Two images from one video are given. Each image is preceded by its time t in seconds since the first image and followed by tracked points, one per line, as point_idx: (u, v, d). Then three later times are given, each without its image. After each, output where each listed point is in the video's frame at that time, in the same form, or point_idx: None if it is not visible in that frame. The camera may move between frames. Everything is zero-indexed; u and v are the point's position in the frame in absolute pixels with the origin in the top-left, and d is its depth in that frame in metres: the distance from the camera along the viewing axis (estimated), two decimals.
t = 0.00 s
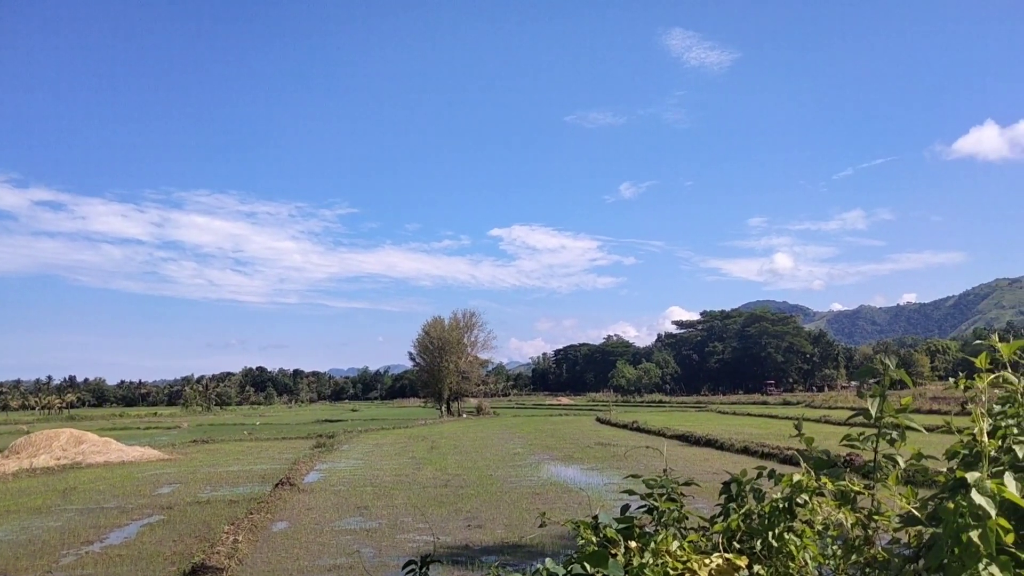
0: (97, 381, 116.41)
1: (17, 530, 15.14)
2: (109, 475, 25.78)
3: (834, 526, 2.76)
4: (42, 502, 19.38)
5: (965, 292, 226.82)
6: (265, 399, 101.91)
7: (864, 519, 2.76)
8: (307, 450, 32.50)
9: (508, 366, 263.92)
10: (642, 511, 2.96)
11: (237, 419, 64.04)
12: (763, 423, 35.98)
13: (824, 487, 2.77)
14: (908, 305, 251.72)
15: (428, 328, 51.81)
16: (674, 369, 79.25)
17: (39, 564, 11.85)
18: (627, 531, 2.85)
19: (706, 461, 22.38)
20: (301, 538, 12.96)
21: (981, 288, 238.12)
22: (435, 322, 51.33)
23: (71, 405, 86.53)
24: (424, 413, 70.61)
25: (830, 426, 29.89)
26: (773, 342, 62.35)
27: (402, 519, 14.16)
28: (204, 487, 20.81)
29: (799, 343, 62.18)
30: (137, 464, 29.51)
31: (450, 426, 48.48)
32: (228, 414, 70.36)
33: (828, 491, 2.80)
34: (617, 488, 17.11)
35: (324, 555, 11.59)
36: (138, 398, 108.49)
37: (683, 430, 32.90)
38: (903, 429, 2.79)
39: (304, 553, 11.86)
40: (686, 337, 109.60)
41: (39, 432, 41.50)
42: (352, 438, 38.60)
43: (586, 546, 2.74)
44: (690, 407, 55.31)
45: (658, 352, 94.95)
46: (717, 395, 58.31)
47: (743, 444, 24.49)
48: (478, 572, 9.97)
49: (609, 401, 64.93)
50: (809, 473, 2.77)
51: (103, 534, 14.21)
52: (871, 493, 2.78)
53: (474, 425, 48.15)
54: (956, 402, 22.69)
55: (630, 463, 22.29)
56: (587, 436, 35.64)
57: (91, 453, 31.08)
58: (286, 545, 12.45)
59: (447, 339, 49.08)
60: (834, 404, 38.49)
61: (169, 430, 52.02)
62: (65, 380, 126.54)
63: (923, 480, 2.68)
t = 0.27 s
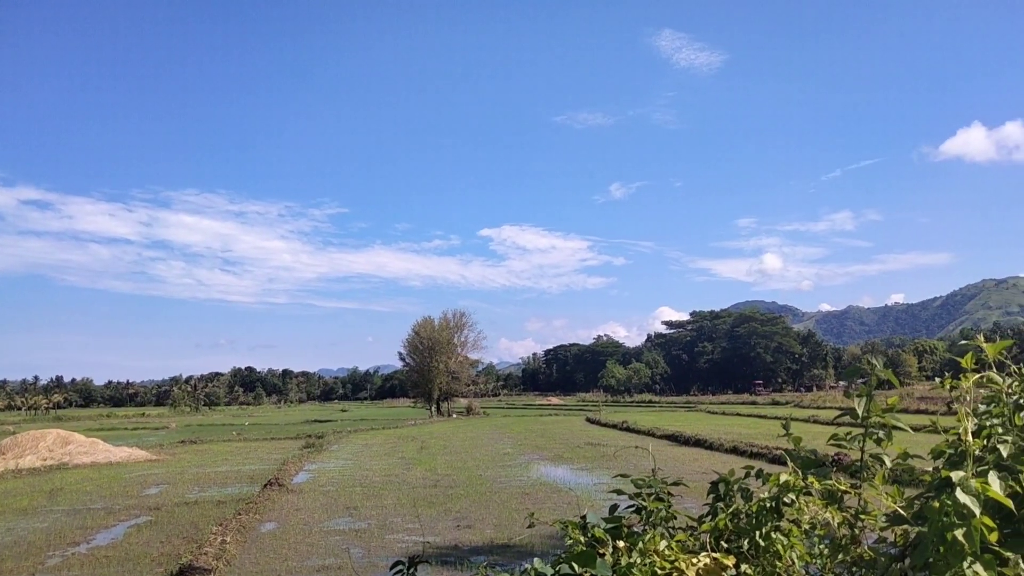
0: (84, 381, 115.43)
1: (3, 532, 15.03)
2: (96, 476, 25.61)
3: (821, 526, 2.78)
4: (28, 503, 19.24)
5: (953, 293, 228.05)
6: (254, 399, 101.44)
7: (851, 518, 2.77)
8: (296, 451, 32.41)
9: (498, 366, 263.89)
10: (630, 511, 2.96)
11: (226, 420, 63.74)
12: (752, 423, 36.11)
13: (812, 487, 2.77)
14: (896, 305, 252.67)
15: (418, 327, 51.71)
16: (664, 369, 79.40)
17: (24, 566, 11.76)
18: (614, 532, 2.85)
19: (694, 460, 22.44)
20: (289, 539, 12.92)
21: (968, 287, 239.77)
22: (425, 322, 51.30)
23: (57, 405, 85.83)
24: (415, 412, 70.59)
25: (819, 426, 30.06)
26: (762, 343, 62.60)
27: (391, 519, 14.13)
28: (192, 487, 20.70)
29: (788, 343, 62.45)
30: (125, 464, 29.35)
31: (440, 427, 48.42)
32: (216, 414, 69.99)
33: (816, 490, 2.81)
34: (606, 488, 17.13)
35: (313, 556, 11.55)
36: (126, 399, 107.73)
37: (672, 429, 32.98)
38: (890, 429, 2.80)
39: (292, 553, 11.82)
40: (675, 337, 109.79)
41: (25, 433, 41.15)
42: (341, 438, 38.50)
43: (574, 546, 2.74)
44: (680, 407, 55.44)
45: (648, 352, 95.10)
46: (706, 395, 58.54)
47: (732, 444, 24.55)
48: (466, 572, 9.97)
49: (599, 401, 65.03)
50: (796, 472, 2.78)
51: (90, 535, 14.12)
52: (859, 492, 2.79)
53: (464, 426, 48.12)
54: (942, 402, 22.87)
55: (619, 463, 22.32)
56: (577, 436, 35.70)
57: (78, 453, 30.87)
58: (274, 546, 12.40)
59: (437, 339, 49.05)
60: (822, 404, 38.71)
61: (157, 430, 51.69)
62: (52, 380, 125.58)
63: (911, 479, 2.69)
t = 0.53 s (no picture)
0: (72, 382, 114.55)
1: None
2: (85, 477, 25.46)
3: (810, 526, 2.79)
4: (16, 504, 19.11)
5: (942, 294, 229.07)
6: (244, 400, 100.94)
7: (840, 518, 2.78)
8: (287, 451, 32.33)
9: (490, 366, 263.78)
10: (620, 511, 2.96)
11: (216, 420, 63.47)
12: (742, 423, 36.22)
13: (800, 487, 2.78)
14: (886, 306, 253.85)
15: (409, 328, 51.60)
16: (655, 369, 79.51)
17: (12, 568, 11.68)
18: (604, 531, 2.85)
19: (685, 460, 22.49)
20: (279, 540, 12.87)
21: (957, 288, 241.37)
22: (416, 322, 51.22)
23: (46, 405, 85.22)
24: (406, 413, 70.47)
25: (809, 426, 30.16)
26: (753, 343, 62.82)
27: (381, 520, 14.10)
28: (182, 488, 20.62)
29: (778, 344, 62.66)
30: (113, 465, 29.19)
31: (431, 427, 48.37)
32: (206, 415, 69.64)
33: (804, 490, 2.82)
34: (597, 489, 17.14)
35: (303, 557, 11.50)
36: (115, 399, 107.03)
37: (663, 430, 33.03)
38: (878, 429, 2.82)
39: (282, 554, 11.79)
40: (666, 337, 109.97)
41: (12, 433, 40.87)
42: (332, 439, 38.39)
43: (564, 547, 2.74)
44: (671, 408, 55.55)
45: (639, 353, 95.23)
46: (697, 395, 58.66)
47: (723, 444, 24.62)
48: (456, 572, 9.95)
49: (590, 402, 65.08)
50: (785, 472, 2.79)
51: (78, 537, 14.04)
52: (847, 492, 2.80)
53: (455, 426, 48.07)
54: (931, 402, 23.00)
55: (610, 463, 22.34)
56: (568, 437, 35.73)
57: (66, 454, 30.68)
58: (264, 547, 12.35)
59: (428, 340, 48.98)
60: (812, 404, 38.86)
61: (145, 431, 51.39)
62: (40, 380, 124.72)
63: (899, 479, 2.71)
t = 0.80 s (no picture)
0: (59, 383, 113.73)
1: None
2: (72, 479, 25.33)
3: (796, 527, 2.80)
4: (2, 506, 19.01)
5: (931, 295, 230.46)
6: (234, 401, 100.53)
7: (827, 519, 2.79)
8: (276, 453, 32.23)
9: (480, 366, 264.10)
10: (609, 513, 2.96)
11: (205, 421, 63.23)
12: (732, 424, 36.41)
13: (786, 488, 2.80)
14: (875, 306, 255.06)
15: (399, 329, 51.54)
16: (645, 370, 79.67)
17: None
18: (593, 533, 2.84)
19: (674, 461, 22.57)
20: (268, 541, 12.85)
21: (945, 289, 242.91)
22: (406, 323, 51.12)
23: (32, 406, 84.61)
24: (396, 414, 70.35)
25: (798, 427, 30.33)
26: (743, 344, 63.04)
27: (370, 521, 14.11)
28: (171, 490, 20.55)
29: (768, 344, 62.92)
30: (101, 467, 29.03)
31: (421, 428, 48.34)
32: (196, 417, 69.35)
33: (791, 492, 2.83)
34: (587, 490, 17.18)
35: (292, 559, 11.48)
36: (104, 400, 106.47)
37: (652, 430, 33.13)
38: (865, 429, 2.83)
39: (271, 556, 11.77)
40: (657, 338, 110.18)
41: None
42: (322, 440, 38.34)
43: (552, 548, 2.74)
44: (661, 408, 55.75)
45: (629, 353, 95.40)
46: (687, 396, 58.85)
47: (712, 445, 24.72)
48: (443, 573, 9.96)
49: (581, 403, 65.13)
50: (771, 473, 2.80)
51: (65, 539, 13.98)
52: (833, 493, 2.81)
53: (445, 427, 48.05)
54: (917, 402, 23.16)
55: (600, 464, 22.38)
56: (558, 437, 35.78)
57: (54, 456, 30.52)
58: (253, 549, 12.33)
59: (419, 340, 48.91)
60: (801, 405, 39.07)
61: (134, 432, 51.16)
62: (27, 382, 123.97)
63: (885, 480, 2.72)
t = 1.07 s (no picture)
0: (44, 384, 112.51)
1: None
2: (58, 481, 25.10)
3: (783, 528, 2.82)
4: None
5: (919, 297, 231.91)
6: (222, 402, 99.88)
7: (813, 520, 2.80)
8: (264, 454, 32.08)
9: (471, 367, 263.64)
10: (596, 514, 2.97)
11: (193, 423, 62.80)
12: (721, 425, 36.54)
13: (773, 489, 2.81)
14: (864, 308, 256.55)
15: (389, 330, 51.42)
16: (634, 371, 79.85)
17: None
18: (581, 534, 2.85)
19: (663, 462, 22.64)
20: (256, 543, 12.80)
21: (933, 291, 244.79)
22: (395, 324, 51.02)
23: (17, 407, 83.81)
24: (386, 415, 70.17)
25: (786, 428, 30.49)
26: (732, 345, 63.31)
27: (360, 523, 14.06)
28: (158, 492, 20.41)
29: (757, 346, 63.22)
30: (87, 468, 28.83)
31: (411, 429, 48.24)
32: (184, 418, 68.92)
33: (779, 492, 2.85)
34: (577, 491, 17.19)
35: (280, 561, 11.43)
36: (90, 402, 105.44)
37: (642, 431, 33.23)
38: (851, 431, 2.85)
39: (259, 558, 11.72)
40: (646, 339, 110.38)
41: None
42: (311, 441, 38.21)
43: (540, 549, 2.74)
44: (651, 409, 55.85)
45: (619, 354, 95.57)
46: (676, 397, 59.01)
47: (701, 446, 24.80)
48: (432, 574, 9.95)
49: (570, 404, 65.17)
50: (758, 474, 2.81)
51: (50, 541, 13.86)
52: (820, 494, 2.82)
53: (435, 429, 47.97)
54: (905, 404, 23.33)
55: (589, 464, 22.42)
56: (548, 439, 35.79)
57: (39, 458, 30.26)
58: (241, 551, 12.28)
59: (408, 342, 48.79)
60: (790, 406, 39.27)
61: (121, 434, 50.83)
62: (12, 383, 122.64)
63: (871, 481, 2.74)
